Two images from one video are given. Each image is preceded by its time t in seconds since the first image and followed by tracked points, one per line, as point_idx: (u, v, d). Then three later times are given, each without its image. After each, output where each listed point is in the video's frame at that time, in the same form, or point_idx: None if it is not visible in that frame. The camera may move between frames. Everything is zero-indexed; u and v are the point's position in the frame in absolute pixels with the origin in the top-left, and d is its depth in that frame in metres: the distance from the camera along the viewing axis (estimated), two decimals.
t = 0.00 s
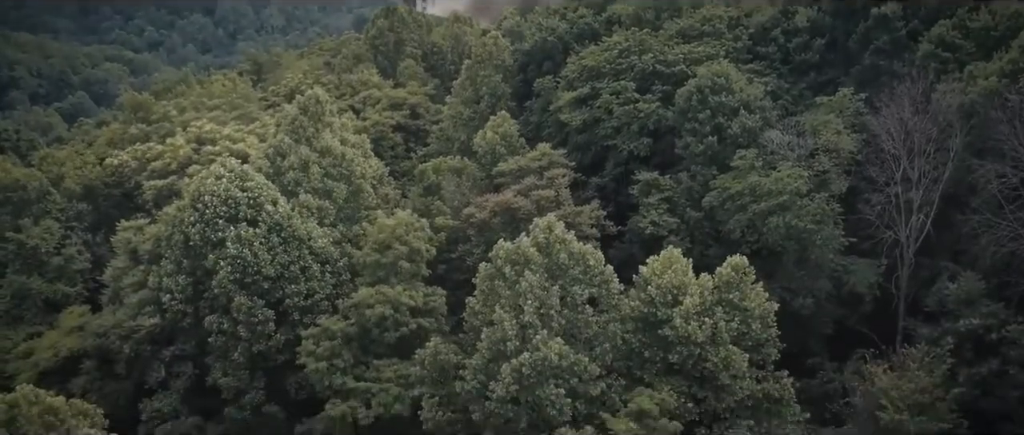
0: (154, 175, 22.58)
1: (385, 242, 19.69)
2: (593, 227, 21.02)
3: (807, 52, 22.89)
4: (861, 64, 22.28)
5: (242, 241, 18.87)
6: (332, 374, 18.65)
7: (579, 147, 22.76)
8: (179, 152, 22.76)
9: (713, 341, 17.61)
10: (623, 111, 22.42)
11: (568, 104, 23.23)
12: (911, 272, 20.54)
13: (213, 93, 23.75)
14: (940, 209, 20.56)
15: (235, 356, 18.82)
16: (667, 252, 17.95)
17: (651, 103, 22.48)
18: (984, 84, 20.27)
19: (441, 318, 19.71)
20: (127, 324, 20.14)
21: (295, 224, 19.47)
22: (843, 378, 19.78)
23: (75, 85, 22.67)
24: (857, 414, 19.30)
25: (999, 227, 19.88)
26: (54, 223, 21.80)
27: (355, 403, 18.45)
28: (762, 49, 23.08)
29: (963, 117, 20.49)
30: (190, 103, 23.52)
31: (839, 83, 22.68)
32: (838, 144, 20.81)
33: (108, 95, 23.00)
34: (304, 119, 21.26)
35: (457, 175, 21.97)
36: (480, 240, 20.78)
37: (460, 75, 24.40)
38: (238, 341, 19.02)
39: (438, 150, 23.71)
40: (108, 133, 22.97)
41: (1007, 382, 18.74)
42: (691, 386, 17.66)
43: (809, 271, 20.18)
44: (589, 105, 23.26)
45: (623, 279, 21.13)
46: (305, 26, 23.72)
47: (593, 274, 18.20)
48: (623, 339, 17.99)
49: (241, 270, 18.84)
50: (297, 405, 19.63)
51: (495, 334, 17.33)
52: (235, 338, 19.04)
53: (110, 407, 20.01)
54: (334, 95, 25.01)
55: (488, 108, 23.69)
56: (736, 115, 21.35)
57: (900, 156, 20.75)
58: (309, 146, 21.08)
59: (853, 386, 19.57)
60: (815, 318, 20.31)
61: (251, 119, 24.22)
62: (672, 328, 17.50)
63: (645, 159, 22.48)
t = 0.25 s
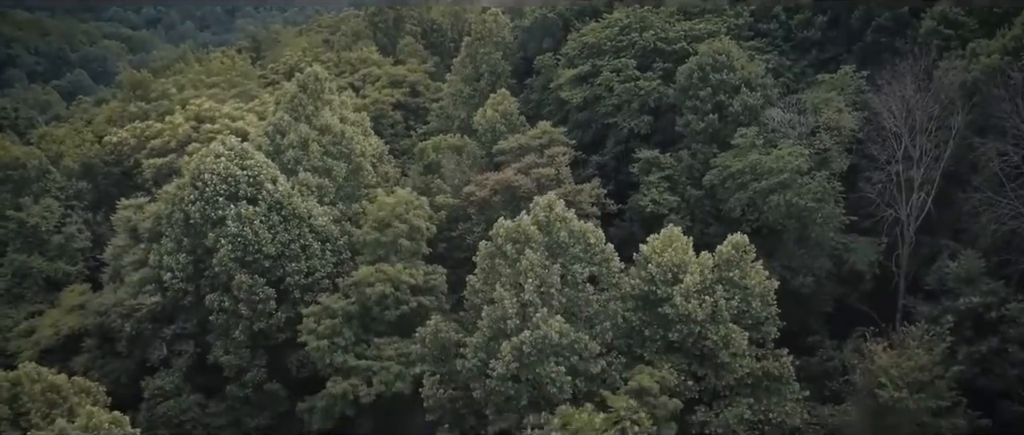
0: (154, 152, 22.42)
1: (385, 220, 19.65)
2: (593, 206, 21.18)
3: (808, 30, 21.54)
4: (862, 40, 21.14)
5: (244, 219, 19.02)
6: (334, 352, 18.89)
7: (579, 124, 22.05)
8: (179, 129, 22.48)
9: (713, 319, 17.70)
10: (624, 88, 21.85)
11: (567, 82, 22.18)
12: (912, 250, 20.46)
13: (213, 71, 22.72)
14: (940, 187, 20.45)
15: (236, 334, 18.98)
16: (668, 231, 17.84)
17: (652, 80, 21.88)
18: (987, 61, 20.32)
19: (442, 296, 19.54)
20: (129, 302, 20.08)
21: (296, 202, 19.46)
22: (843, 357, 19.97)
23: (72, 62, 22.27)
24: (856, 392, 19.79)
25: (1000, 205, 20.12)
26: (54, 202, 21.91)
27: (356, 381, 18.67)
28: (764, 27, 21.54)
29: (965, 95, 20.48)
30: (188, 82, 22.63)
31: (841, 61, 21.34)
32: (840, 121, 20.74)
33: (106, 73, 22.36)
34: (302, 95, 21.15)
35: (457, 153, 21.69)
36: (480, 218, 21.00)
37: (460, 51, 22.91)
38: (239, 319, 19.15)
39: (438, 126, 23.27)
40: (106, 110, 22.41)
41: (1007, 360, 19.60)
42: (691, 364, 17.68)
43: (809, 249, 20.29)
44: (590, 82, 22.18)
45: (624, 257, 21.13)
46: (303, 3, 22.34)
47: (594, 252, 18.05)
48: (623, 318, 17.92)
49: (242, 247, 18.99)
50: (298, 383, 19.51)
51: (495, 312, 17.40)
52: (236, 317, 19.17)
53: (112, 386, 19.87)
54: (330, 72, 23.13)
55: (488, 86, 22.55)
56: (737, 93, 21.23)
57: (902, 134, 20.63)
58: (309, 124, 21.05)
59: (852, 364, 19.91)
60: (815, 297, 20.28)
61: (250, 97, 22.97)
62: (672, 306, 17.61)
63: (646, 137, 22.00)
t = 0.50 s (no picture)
0: (152, 130, 22.31)
1: (385, 199, 19.63)
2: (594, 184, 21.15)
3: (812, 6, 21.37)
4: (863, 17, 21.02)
5: (244, 197, 19.03)
6: (334, 330, 18.89)
7: (579, 103, 21.93)
8: (179, 108, 22.35)
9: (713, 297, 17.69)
10: (624, 66, 21.71)
11: (568, 59, 21.95)
12: (912, 229, 20.45)
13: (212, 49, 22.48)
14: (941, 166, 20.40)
15: (238, 312, 19.02)
16: (668, 210, 17.81)
17: (653, 57, 21.69)
18: (990, 39, 20.18)
19: (442, 274, 19.53)
20: (129, 280, 20.11)
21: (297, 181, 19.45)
22: (843, 335, 20.00)
23: (70, 39, 22.10)
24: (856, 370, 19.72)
25: (1001, 184, 20.10)
26: (54, 180, 21.86)
27: (357, 360, 18.65)
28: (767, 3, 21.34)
29: (967, 73, 20.41)
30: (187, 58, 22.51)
31: (842, 38, 21.21)
32: (842, 99, 20.68)
33: (106, 50, 22.21)
34: (300, 73, 21.12)
35: (457, 131, 21.58)
36: (481, 196, 21.07)
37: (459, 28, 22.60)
38: (240, 297, 19.13)
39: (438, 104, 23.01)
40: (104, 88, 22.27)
41: (1006, 338, 19.62)
42: (691, 342, 17.71)
43: (809, 228, 20.27)
44: (591, 59, 21.98)
45: (624, 236, 21.11)
46: None
47: (595, 231, 18.04)
48: (623, 296, 17.94)
49: (242, 226, 18.98)
50: (298, 359, 19.56)
51: (495, 290, 17.43)
52: (237, 294, 19.14)
53: (115, 364, 19.98)
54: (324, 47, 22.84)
55: (488, 63, 22.31)
56: (738, 70, 21.10)
57: (903, 112, 20.59)
58: (308, 101, 21.01)
59: (853, 342, 19.92)
60: (815, 274, 20.31)
61: (249, 74, 22.77)
62: (672, 284, 17.63)
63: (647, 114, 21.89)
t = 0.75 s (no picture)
0: (153, 108, 22.13)
1: (385, 177, 19.59)
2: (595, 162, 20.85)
3: None
4: None
5: (244, 176, 18.78)
6: (335, 309, 18.69)
7: (580, 81, 22.64)
8: (178, 84, 22.02)
9: (713, 275, 17.54)
10: (624, 44, 21.94)
11: (569, 37, 22.79)
12: (913, 207, 20.46)
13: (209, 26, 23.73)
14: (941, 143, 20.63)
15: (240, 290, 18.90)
16: (669, 188, 17.84)
17: (654, 35, 22.00)
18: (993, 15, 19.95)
19: (443, 252, 19.60)
20: (130, 258, 19.99)
21: (295, 158, 19.30)
22: (843, 314, 19.64)
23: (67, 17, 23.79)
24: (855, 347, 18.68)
25: (1001, 162, 19.81)
26: (53, 158, 21.69)
27: (359, 338, 18.51)
28: None
29: (969, 50, 20.28)
30: (184, 35, 23.38)
31: (845, 15, 22.27)
32: (844, 76, 20.59)
33: (102, 26, 23.95)
34: (300, 51, 21.06)
35: (457, 109, 21.71)
36: (481, 175, 20.71)
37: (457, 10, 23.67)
38: (241, 275, 19.07)
39: (437, 83, 23.37)
40: (105, 67, 23.06)
41: (1006, 316, 18.76)
42: (691, 320, 17.77)
43: (810, 205, 19.93)
44: (591, 36, 22.80)
45: (624, 213, 21.30)
46: None
47: (595, 209, 18.20)
48: (624, 274, 17.99)
49: (243, 204, 18.77)
50: (300, 339, 20.09)
51: (496, 269, 17.38)
52: (238, 272, 19.07)
53: (116, 342, 20.22)
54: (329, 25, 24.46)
55: (488, 40, 22.96)
56: (740, 48, 21.09)
57: (905, 90, 20.50)
58: (308, 79, 20.87)
59: (852, 320, 19.21)
60: (815, 253, 20.36)
61: (248, 53, 23.21)
62: (673, 263, 17.49)
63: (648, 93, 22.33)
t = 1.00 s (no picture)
0: (151, 86, 22.06)
1: (385, 155, 19.51)
2: (595, 140, 20.78)
3: None
4: None
5: (245, 154, 18.74)
6: (336, 287, 18.67)
7: (580, 58, 22.47)
8: (177, 62, 21.92)
9: (713, 253, 17.56)
10: (625, 21, 21.96)
11: (569, 15, 22.62)
12: (914, 185, 20.42)
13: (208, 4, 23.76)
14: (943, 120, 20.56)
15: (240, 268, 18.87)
16: (670, 166, 17.83)
17: (655, 12, 21.91)
18: None
19: (443, 231, 19.57)
20: (130, 237, 19.95)
21: (296, 137, 19.23)
22: (843, 292, 19.55)
23: None
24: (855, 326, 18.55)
25: (1003, 139, 19.76)
26: (53, 136, 21.64)
27: (360, 316, 18.52)
28: None
29: (972, 27, 20.25)
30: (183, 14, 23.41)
31: None
32: (845, 54, 20.44)
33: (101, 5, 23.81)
34: (299, 28, 20.88)
35: (457, 87, 21.62)
36: (481, 153, 20.67)
37: None
38: (242, 253, 19.05)
39: (438, 61, 23.22)
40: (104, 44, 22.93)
41: (1006, 294, 18.65)
42: (692, 299, 17.78)
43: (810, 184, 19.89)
44: (591, 14, 22.56)
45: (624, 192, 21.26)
46: None
47: (596, 187, 18.15)
48: (624, 252, 17.98)
49: (243, 183, 18.76)
50: (300, 317, 20.09)
51: (496, 247, 17.36)
52: (239, 251, 19.05)
53: (117, 320, 20.24)
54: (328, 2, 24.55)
55: (488, 17, 23.12)
56: (741, 25, 21.04)
57: (907, 67, 20.33)
58: (308, 57, 20.72)
59: (852, 298, 19.09)
60: (815, 231, 20.35)
61: (246, 30, 23.09)
62: (674, 241, 17.48)
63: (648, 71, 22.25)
